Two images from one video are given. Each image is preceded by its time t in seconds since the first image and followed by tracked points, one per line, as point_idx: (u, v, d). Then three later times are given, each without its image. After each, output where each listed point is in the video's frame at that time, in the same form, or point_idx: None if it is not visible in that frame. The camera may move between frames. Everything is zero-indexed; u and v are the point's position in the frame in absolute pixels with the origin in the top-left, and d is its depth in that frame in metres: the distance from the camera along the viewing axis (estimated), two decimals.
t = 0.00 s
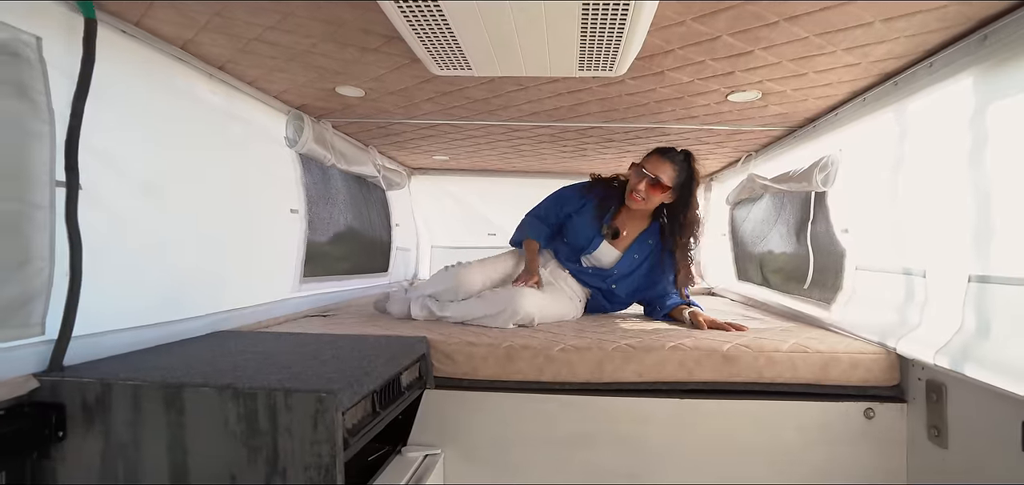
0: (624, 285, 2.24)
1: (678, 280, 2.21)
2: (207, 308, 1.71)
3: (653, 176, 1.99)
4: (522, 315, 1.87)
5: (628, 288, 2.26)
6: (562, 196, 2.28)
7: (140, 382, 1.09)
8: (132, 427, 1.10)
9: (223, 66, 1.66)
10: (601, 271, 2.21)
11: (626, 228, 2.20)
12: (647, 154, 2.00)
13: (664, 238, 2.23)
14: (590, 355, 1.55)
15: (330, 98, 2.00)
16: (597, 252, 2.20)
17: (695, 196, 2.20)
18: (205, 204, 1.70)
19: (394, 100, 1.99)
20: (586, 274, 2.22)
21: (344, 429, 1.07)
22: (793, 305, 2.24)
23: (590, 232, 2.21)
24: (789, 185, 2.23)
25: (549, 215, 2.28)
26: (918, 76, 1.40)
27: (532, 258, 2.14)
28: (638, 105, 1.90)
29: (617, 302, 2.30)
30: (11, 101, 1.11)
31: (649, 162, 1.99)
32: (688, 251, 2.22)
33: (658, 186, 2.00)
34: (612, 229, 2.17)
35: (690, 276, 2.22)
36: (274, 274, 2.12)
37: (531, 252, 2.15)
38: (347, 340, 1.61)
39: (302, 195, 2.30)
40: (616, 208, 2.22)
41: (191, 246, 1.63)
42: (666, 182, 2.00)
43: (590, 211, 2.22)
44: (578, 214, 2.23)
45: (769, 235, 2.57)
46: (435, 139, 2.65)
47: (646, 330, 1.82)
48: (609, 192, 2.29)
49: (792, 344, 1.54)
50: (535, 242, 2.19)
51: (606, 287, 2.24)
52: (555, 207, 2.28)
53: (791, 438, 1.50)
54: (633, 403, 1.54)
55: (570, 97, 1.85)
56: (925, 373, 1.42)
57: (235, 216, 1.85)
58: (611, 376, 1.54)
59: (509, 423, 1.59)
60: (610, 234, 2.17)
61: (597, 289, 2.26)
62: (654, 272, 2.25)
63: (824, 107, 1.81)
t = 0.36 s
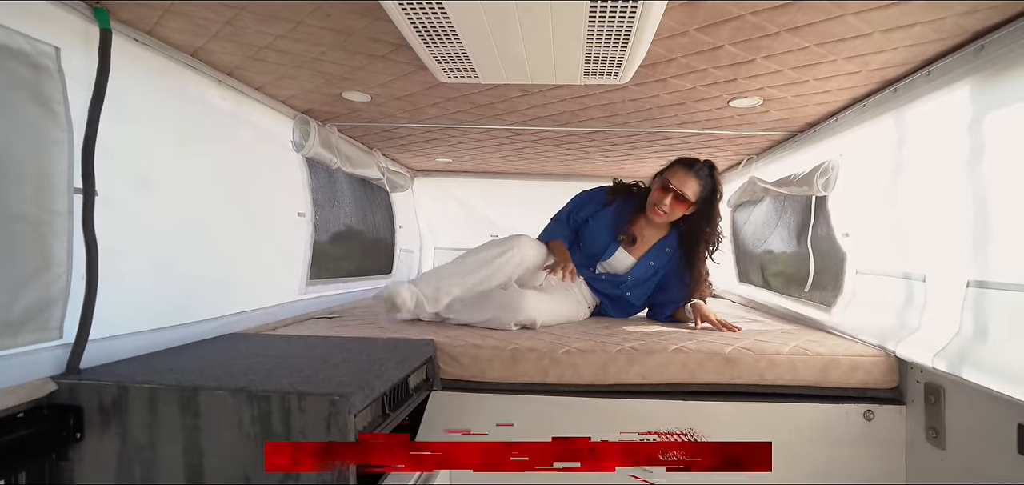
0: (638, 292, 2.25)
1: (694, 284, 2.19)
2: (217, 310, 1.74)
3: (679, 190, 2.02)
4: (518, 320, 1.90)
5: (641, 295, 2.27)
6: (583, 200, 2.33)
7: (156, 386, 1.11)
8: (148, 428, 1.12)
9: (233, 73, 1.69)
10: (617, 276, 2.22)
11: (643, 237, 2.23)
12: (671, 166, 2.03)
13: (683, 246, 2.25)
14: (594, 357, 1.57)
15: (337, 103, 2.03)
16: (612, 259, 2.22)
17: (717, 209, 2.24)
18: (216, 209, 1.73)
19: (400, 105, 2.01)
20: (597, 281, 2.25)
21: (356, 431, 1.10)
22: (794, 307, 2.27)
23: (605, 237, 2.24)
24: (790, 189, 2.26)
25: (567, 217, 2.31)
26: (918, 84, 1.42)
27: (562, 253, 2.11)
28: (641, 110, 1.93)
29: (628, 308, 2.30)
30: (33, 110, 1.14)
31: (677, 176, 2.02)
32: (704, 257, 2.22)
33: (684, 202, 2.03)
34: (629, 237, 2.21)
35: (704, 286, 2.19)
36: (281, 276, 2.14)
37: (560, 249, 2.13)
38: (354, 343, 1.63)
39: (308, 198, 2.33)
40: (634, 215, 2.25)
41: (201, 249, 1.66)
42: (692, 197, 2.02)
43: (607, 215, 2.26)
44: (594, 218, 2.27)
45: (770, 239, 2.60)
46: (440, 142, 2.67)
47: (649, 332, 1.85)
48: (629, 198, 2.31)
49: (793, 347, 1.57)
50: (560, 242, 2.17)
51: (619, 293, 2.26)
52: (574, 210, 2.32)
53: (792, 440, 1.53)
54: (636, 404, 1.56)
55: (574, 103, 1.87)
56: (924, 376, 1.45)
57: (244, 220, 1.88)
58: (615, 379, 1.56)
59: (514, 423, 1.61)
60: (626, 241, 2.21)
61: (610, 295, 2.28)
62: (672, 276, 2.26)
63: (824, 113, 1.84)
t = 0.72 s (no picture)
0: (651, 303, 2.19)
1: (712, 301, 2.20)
2: (223, 313, 1.75)
3: (725, 203, 1.97)
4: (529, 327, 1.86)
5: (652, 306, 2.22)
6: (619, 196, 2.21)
7: (167, 388, 1.13)
8: (159, 430, 1.14)
9: (239, 77, 1.71)
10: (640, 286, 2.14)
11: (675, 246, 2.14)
12: (721, 179, 1.99)
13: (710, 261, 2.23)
14: (597, 359, 1.59)
15: (342, 107, 2.04)
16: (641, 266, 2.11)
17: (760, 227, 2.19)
18: (223, 212, 1.74)
19: (404, 108, 2.02)
20: (613, 285, 2.16)
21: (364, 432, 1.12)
22: (794, 309, 2.28)
23: (638, 240, 2.13)
24: (793, 191, 2.29)
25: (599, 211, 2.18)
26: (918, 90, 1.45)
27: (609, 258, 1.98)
28: (644, 114, 1.95)
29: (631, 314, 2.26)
30: (46, 117, 1.16)
31: (724, 189, 1.97)
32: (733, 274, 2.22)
33: (727, 216, 1.98)
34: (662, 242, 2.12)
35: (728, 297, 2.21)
36: (287, 278, 2.16)
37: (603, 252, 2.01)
38: (360, 345, 1.65)
39: (314, 201, 2.35)
40: (670, 221, 2.16)
41: (208, 252, 1.67)
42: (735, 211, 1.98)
43: (642, 218, 2.15)
44: (629, 218, 2.15)
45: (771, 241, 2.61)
46: (443, 145, 2.68)
47: (651, 335, 1.86)
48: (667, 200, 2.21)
49: (794, 350, 1.58)
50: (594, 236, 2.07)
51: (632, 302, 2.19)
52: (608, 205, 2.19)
53: (793, 441, 1.54)
54: (638, 405, 1.57)
55: (578, 107, 1.89)
56: (924, 378, 1.46)
57: (250, 223, 1.89)
58: (617, 381, 1.58)
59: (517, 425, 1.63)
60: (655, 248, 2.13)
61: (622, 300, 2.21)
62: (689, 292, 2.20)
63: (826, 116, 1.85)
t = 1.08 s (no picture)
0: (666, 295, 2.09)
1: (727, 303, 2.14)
2: (222, 313, 1.75)
3: (726, 203, 1.96)
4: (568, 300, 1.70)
5: (667, 299, 2.11)
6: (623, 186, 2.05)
7: (166, 389, 1.13)
8: (158, 430, 1.14)
9: (238, 77, 1.71)
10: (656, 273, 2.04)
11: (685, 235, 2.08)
12: (723, 178, 1.98)
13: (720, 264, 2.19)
14: (596, 359, 1.59)
15: (340, 107, 2.04)
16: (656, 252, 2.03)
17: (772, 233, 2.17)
18: (221, 213, 1.74)
19: (403, 108, 2.02)
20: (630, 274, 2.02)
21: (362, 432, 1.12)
22: (792, 308, 2.29)
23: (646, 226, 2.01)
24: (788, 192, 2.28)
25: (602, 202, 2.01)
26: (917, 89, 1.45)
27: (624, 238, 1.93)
28: (643, 114, 1.95)
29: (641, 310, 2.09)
30: (44, 118, 1.16)
31: (727, 187, 1.96)
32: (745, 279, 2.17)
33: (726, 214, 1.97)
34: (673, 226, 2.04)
35: (750, 308, 2.08)
36: (287, 277, 2.17)
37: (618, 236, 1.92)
38: (359, 345, 1.65)
39: (312, 202, 2.35)
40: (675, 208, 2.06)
41: (206, 252, 1.67)
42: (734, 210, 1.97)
43: (649, 204, 2.02)
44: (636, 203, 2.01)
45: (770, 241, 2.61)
46: (442, 145, 2.69)
47: (650, 334, 1.86)
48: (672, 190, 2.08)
49: (793, 349, 1.59)
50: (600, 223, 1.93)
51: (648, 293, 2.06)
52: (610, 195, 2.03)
53: (792, 441, 1.54)
54: (638, 405, 1.57)
55: (576, 107, 1.89)
56: (921, 378, 1.47)
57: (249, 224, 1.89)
58: (616, 380, 1.58)
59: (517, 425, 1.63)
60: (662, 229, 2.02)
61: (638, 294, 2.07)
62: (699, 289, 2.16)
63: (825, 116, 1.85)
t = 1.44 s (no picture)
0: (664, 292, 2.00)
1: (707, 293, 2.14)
2: (225, 313, 1.76)
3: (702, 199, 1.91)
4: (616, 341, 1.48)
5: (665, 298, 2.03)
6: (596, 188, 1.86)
7: (171, 388, 1.14)
8: (163, 430, 1.15)
9: (241, 78, 1.71)
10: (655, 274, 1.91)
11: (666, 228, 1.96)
12: (699, 174, 1.93)
13: (693, 256, 2.11)
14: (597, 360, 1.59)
15: (342, 108, 2.04)
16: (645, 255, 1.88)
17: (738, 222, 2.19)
18: (224, 213, 1.75)
19: (405, 108, 2.02)
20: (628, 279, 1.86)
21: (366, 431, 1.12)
22: (792, 308, 2.29)
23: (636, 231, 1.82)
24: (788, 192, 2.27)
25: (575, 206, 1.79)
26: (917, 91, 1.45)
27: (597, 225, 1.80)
28: (644, 115, 1.95)
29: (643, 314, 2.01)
30: (49, 119, 1.18)
31: (704, 184, 1.91)
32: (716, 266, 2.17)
33: (701, 210, 1.92)
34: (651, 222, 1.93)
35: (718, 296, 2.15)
36: (289, 277, 2.18)
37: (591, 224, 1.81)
38: (360, 345, 1.66)
39: (314, 202, 2.35)
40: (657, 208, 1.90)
41: (210, 252, 1.68)
42: (711, 205, 1.92)
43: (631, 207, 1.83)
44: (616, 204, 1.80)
45: (770, 242, 2.62)
46: (444, 146, 2.69)
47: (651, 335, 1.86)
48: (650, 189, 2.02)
49: (793, 350, 1.59)
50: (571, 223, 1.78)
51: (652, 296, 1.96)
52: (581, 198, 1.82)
53: (793, 441, 1.55)
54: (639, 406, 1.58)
55: (578, 108, 1.90)
56: (921, 378, 1.48)
57: (251, 224, 1.90)
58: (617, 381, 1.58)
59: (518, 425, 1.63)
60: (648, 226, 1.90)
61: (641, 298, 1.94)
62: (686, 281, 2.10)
63: (825, 117, 1.86)
